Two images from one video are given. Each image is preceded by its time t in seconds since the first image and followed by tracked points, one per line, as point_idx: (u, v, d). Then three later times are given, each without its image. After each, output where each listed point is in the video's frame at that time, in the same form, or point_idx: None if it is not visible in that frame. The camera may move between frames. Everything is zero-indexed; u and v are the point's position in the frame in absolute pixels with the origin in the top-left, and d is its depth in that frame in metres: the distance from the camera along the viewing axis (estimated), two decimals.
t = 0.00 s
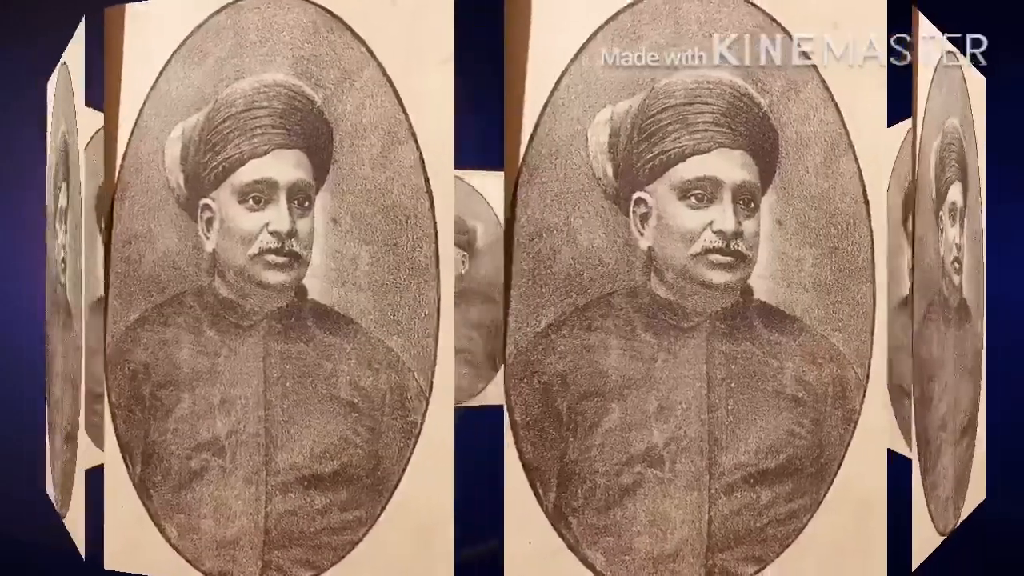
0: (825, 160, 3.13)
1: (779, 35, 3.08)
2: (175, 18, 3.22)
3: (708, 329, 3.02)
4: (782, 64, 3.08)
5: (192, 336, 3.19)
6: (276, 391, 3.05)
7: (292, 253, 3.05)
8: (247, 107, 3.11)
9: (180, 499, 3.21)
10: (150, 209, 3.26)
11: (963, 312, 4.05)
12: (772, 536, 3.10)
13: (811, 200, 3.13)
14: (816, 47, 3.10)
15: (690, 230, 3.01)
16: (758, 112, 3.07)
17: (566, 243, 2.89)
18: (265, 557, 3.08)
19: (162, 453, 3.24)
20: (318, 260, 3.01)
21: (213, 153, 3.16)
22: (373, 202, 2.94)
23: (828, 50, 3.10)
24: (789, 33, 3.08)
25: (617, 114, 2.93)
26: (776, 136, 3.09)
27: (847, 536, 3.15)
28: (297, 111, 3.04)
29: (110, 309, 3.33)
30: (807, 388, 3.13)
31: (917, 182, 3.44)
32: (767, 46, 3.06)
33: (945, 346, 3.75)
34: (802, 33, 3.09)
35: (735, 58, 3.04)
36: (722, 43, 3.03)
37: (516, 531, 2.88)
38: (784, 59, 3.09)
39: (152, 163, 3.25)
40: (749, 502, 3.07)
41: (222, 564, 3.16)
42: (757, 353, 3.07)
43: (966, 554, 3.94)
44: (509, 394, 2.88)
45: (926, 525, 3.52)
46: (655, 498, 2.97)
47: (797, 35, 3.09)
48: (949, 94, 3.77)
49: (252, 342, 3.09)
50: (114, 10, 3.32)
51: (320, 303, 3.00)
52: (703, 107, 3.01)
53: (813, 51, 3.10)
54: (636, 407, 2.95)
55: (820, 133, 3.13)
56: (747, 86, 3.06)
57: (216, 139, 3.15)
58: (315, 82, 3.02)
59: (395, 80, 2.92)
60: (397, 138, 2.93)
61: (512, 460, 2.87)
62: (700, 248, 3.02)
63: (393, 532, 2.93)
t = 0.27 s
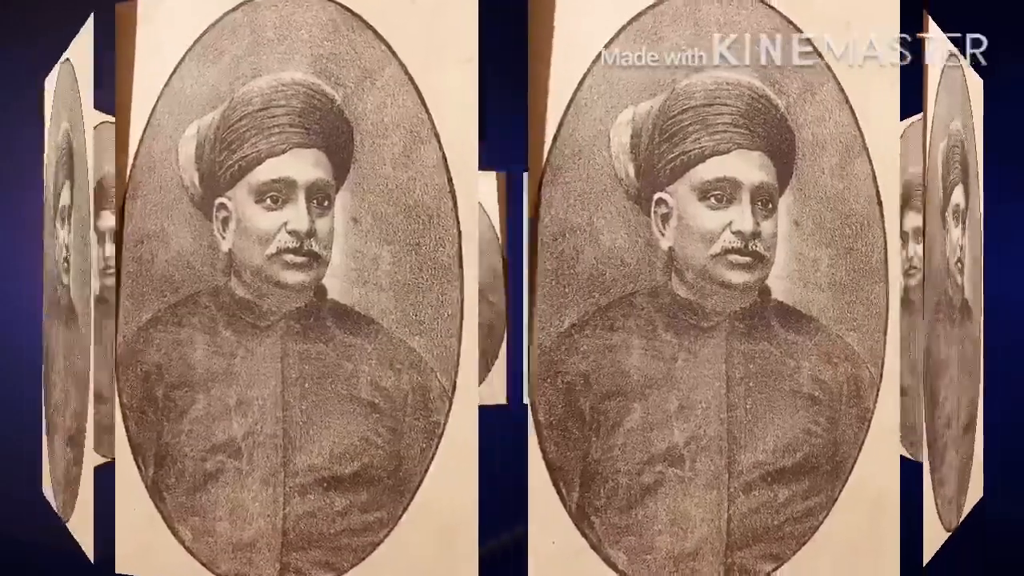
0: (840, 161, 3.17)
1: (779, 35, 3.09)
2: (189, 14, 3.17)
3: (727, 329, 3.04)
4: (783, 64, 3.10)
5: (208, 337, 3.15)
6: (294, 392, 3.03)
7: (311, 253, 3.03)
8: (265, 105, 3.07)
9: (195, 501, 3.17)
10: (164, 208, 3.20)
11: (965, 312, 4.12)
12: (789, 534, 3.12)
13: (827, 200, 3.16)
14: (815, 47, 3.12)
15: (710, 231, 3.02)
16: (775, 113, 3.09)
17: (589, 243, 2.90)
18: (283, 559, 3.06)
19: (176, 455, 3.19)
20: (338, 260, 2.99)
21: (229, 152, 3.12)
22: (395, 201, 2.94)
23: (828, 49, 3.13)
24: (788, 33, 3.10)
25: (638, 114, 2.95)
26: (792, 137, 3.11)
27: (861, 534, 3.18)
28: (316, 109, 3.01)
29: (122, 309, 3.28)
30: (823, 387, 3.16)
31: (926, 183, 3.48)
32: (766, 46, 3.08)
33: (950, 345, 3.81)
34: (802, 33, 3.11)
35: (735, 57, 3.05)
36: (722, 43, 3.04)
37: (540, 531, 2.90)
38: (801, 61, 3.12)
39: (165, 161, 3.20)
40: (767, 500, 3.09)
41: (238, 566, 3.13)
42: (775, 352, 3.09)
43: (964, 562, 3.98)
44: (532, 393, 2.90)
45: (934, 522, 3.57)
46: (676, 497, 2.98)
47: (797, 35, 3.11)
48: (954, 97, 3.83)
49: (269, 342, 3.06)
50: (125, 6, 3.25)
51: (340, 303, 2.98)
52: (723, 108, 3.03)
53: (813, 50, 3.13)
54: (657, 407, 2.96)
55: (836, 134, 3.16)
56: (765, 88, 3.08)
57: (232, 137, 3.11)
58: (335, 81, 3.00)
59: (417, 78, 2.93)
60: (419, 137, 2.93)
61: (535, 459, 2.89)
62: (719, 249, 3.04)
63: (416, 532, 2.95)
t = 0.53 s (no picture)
0: (854, 162, 3.21)
1: (778, 36, 3.11)
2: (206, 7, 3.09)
3: (746, 329, 3.06)
4: (783, 64, 3.11)
5: (224, 337, 3.07)
6: (314, 393, 3.00)
7: (330, 252, 3.01)
8: (283, 103, 3.04)
9: (211, 504, 3.11)
10: (179, 206, 3.11)
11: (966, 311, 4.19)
12: (806, 531, 3.15)
13: (842, 201, 3.20)
14: (814, 48, 3.15)
15: (729, 231, 3.05)
16: (792, 115, 3.12)
17: (612, 243, 2.92)
18: (302, 560, 3.04)
19: (188, 458, 3.12)
20: (359, 260, 2.99)
21: (246, 150, 3.06)
22: (418, 202, 2.96)
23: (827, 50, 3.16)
24: (787, 33, 3.11)
25: (659, 116, 2.97)
26: (808, 138, 3.14)
27: (876, 531, 3.24)
28: (336, 108, 2.99)
29: (133, 309, 3.15)
30: (838, 385, 3.19)
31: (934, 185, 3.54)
32: (766, 46, 3.09)
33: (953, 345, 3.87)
34: (802, 34, 3.13)
35: (735, 57, 3.06)
36: (721, 43, 3.04)
37: (566, 530, 2.93)
38: (817, 63, 3.16)
39: (178, 157, 3.11)
40: (784, 498, 3.12)
41: (254, 568, 3.10)
42: (792, 352, 3.12)
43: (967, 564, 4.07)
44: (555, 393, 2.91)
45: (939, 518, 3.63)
46: (696, 495, 3.00)
47: (796, 36, 3.13)
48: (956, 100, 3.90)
49: (288, 343, 3.03)
50: None
51: (361, 303, 2.98)
52: (742, 110, 3.06)
53: (812, 51, 3.15)
54: (678, 406, 2.98)
55: (850, 136, 3.20)
56: (782, 90, 3.11)
57: (249, 135, 3.06)
58: (356, 80, 2.99)
59: (440, 79, 2.95)
60: (441, 136, 2.96)
61: (558, 458, 2.91)
62: (738, 249, 3.06)
63: (442, 531, 2.96)
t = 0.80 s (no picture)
0: (866, 163, 3.25)
1: (778, 36, 3.12)
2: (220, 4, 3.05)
3: (761, 329, 3.09)
4: (782, 64, 3.12)
5: (238, 338, 3.04)
6: (331, 393, 2.98)
7: (348, 252, 3.00)
8: (299, 102, 3.01)
9: (224, 506, 3.08)
10: (192, 204, 3.07)
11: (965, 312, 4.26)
12: (820, 529, 3.18)
13: (854, 202, 3.23)
14: (812, 48, 3.16)
15: (745, 231, 3.07)
16: (806, 116, 3.15)
17: (632, 243, 2.93)
18: (318, 562, 3.02)
19: (201, 459, 3.08)
20: (377, 261, 2.97)
21: (261, 149, 3.04)
22: (436, 202, 2.95)
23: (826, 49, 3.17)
24: (786, 34, 3.12)
25: (678, 116, 2.99)
26: (822, 139, 3.17)
27: (886, 528, 3.29)
28: (354, 108, 2.98)
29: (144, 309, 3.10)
30: (851, 384, 3.22)
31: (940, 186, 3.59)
32: (766, 46, 3.10)
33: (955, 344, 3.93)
34: (801, 33, 3.14)
35: (735, 57, 3.06)
36: (720, 43, 3.04)
37: (586, 530, 2.93)
38: (829, 65, 3.19)
39: (191, 155, 3.07)
40: (798, 496, 3.14)
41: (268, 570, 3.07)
42: (806, 351, 3.15)
43: (968, 560, 4.14)
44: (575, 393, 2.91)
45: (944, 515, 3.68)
46: (714, 494, 3.02)
47: (795, 36, 3.14)
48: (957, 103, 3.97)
49: (304, 343, 3.01)
50: None
51: (379, 303, 2.97)
52: (757, 111, 3.08)
53: (811, 51, 3.16)
54: (696, 406, 2.99)
55: (862, 138, 3.24)
56: (797, 92, 3.13)
57: (264, 134, 3.04)
58: (375, 80, 2.97)
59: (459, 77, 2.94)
60: (462, 136, 2.96)
61: (579, 458, 2.91)
62: (753, 250, 3.08)
63: (461, 533, 2.96)
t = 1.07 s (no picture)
0: (880, 165, 3.29)
1: (777, 37, 3.12)
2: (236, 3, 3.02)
3: (781, 328, 3.11)
4: (783, 64, 3.12)
5: (258, 339, 3.00)
6: (354, 394, 2.96)
7: (371, 252, 2.98)
8: (320, 100, 2.99)
9: (244, 508, 3.04)
10: (209, 203, 3.03)
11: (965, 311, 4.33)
12: (836, 526, 3.22)
13: (869, 203, 3.27)
14: (813, 48, 3.17)
15: (765, 232, 3.09)
16: (823, 119, 3.18)
17: (656, 243, 2.94)
18: (341, 564, 3.00)
19: (219, 462, 3.03)
20: (401, 261, 2.96)
21: (282, 148, 3.00)
22: (462, 202, 2.95)
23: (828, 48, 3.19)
24: (787, 34, 3.13)
25: (700, 118, 3.01)
26: (838, 141, 3.21)
27: (899, 526, 3.34)
28: (377, 107, 2.96)
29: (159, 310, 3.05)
30: (866, 383, 3.26)
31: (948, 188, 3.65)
32: (766, 46, 3.10)
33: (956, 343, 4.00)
34: (801, 34, 3.15)
35: (735, 58, 3.06)
36: (721, 43, 3.04)
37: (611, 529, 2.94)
38: (846, 68, 3.23)
39: (209, 155, 3.03)
40: (816, 494, 3.18)
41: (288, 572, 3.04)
42: (823, 350, 3.18)
43: (970, 556, 4.20)
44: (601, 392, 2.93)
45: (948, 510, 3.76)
46: (735, 493, 3.04)
47: (795, 36, 3.15)
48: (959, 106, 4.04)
49: (326, 344, 2.98)
50: None
51: (404, 303, 2.95)
52: (777, 113, 3.11)
53: (812, 51, 3.17)
54: (718, 405, 3.02)
55: (877, 140, 3.28)
56: (815, 94, 3.17)
57: (284, 132, 3.00)
58: (398, 79, 2.96)
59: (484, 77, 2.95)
60: (488, 136, 2.95)
61: (605, 457, 2.92)
62: (773, 250, 3.11)
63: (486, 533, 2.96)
